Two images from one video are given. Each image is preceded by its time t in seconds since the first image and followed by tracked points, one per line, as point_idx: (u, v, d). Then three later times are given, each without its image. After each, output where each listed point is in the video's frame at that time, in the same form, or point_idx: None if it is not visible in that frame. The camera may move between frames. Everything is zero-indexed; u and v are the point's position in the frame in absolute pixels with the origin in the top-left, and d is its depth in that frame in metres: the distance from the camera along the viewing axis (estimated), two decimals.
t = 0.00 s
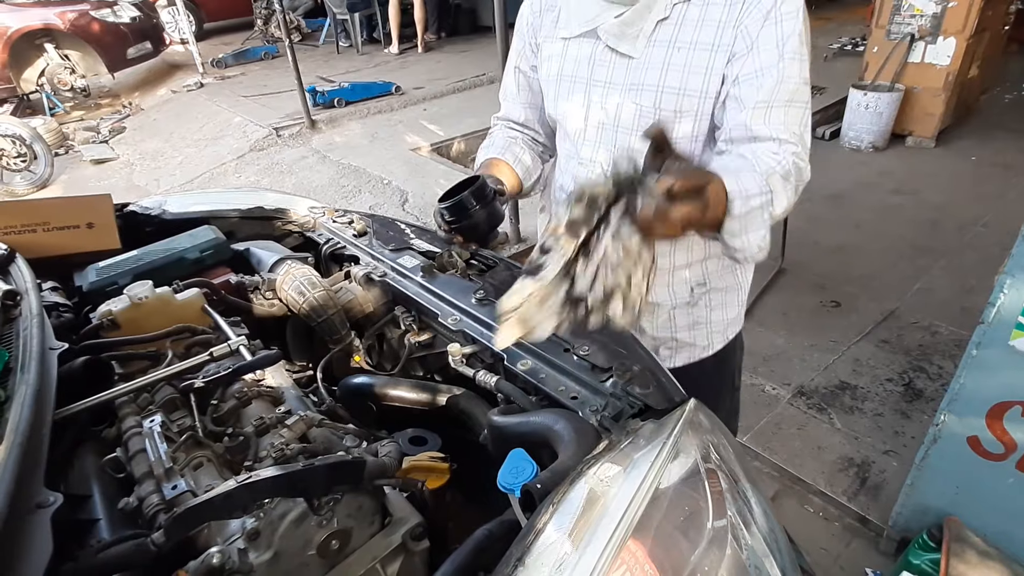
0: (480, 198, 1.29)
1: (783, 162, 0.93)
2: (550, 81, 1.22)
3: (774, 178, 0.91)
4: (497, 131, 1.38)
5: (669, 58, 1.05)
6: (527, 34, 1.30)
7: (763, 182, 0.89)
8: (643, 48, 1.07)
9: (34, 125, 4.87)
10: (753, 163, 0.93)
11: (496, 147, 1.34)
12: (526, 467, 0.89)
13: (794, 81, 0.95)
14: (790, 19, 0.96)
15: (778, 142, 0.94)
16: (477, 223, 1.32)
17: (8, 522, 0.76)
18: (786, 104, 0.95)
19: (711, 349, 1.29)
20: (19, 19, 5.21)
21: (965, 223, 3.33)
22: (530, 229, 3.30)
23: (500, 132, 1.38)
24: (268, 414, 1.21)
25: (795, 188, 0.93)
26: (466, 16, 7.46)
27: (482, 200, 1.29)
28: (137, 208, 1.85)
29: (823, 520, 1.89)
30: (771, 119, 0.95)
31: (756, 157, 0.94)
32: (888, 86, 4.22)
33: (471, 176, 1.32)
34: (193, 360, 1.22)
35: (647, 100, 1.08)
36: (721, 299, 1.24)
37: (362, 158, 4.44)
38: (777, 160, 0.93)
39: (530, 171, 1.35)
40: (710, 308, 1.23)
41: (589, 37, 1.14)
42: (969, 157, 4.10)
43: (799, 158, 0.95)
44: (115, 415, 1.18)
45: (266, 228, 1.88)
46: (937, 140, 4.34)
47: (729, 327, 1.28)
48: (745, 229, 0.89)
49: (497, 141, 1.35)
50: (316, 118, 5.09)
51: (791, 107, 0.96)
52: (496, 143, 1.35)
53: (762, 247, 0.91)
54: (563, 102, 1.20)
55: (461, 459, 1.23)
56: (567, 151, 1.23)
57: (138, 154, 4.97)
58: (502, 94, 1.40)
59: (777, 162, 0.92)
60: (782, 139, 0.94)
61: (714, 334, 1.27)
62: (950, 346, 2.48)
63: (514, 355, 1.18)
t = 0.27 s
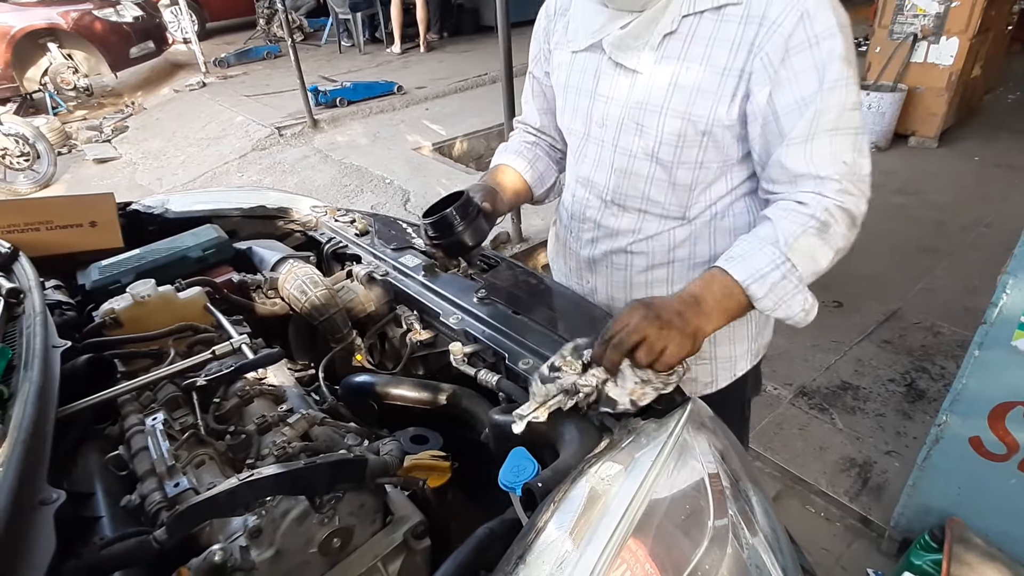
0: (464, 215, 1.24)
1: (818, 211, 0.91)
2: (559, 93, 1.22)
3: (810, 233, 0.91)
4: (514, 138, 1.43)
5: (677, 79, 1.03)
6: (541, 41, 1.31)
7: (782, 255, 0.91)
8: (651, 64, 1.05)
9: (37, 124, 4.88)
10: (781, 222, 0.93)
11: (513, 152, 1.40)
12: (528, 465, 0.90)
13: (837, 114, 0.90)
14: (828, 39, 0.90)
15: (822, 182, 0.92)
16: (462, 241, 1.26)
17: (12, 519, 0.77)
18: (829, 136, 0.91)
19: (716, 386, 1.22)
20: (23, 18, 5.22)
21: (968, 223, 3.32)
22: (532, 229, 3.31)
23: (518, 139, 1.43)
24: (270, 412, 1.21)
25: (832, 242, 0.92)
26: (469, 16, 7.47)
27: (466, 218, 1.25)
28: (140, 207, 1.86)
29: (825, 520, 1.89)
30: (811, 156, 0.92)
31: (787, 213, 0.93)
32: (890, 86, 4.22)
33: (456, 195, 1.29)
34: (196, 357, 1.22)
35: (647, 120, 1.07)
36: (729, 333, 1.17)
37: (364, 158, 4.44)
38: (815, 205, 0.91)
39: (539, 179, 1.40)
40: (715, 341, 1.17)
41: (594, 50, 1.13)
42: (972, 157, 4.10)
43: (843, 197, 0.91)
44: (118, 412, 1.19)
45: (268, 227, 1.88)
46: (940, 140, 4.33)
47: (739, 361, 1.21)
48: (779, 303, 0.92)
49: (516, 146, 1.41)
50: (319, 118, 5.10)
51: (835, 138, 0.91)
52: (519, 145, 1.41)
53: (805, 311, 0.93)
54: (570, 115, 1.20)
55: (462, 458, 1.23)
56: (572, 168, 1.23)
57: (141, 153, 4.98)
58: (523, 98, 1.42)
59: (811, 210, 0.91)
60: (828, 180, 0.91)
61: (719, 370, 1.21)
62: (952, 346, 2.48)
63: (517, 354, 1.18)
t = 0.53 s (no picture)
0: (458, 229, 1.28)
1: (761, 247, 0.80)
2: (571, 104, 1.21)
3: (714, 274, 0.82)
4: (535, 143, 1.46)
5: (672, 97, 0.98)
6: (556, 47, 1.31)
7: (679, 283, 0.83)
8: (652, 80, 1.00)
9: (39, 123, 4.88)
10: (714, 242, 0.84)
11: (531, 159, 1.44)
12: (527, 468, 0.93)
13: (796, 138, 0.79)
14: (816, 49, 0.79)
15: (759, 212, 0.81)
16: (457, 252, 1.31)
17: (15, 516, 0.77)
18: (785, 164, 0.80)
19: (723, 409, 1.17)
20: (25, 17, 5.22)
21: (969, 223, 3.32)
22: (533, 228, 3.31)
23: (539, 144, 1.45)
24: (272, 411, 1.22)
25: (763, 277, 0.81)
26: (470, 16, 7.47)
27: (460, 231, 1.29)
28: (142, 206, 1.86)
29: (825, 520, 1.89)
30: (759, 182, 0.81)
31: (718, 237, 0.84)
32: (892, 86, 4.22)
33: (451, 206, 1.32)
34: (198, 357, 1.22)
35: (647, 140, 1.03)
36: (737, 357, 1.11)
37: (365, 157, 4.45)
38: (741, 240, 0.81)
39: (554, 187, 1.43)
40: (724, 366, 1.12)
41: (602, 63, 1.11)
42: (974, 157, 4.09)
43: (790, 233, 0.81)
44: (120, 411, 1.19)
45: (270, 226, 1.89)
46: (941, 140, 4.33)
47: (750, 386, 1.16)
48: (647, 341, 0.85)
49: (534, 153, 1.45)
50: (320, 117, 5.10)
51: (796, 166, 0.79)
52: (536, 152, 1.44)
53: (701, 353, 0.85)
54: (580, 129, 1.19)
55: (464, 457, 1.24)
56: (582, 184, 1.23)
57: (143, 152, 4.99)
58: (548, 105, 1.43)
59: (741, 241, 0.81)
60: (767, 207, 0.80)
61: (726, 393, 1.15)
62: (954, 347, 2.48)
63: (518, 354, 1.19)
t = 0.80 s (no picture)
0: (456, 228, 1.33)
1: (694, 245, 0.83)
2: (563, 106, 1.20)
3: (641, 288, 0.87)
4: (535, 142, 1.47)
5: (648, 98, 0.98)
6: (550, 47, 1.31)
7: (644, 270, 0.87)
8: (632, 81, 1.00)
9: (42, 121, 4.89)
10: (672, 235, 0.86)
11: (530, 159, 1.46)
12: (531, 462, 0.91)
13: (733, 134, 0.81)
14: (772, 49, 0.80)
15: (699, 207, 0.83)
16: (455, 250, 1.36)
17: (19, 512, 0.77)
18: (724, 158, 0.81)
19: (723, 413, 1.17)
20: (28, 16, 5.23)
21: (973, 224, 3.31)
22: (535, 227, 3.31)
23: (536, 143, 1.46)
24: (275, 408, 1.22)
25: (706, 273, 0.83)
26: (473, 15, 7.47)
27: (457, 229, 1.33)
28: (145, 205, 1.86)
29: (827, 520, 1.89)
30: (699, 178, 0.84)
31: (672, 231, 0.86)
32: (895, 86, 4.21)
33: (449, 204, 1.36)
34: (201, 354, 1.23)
35: (624, 142, 1.03)
36: (734, 369, 1.12)
37: (368, 156, 4.45)
38: (670, 241, 0.85)
39: (552, 180, 1.46)
40: (721, 370, 1.12)
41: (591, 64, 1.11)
42: (977, 157, 4.08)
43: (729, 234, 0.82)
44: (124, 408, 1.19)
45: (272, 225, 1.89)
46: (945, 140, 4.32)
47: (749, 390, 1.15)
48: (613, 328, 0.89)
49: (532, 152, 1.46)
50: (323, 116, 5.10)
51: (734, 161, 0.81)
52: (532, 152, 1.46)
53: (645, 345, 0.88)
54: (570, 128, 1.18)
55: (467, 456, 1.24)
56: (572, 186, 1.22)
57: (145, 150, 5.00)
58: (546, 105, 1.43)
59: (691, 238, 0.83)
60: (697, 202, 0.83)
61: (725, 399, 1.15)
62: (957, 347, 2.47)
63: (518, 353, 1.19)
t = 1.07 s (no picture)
0: (441, 221, 1.31)
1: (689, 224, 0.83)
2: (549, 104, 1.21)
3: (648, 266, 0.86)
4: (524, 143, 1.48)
5: (629, 89, 0.99)
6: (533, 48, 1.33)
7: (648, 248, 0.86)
8: (613, 74, 1.00)
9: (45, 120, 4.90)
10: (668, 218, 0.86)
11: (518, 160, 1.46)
12: (532, 461, 0.90)
13: (719, 114, 0.81)
14: (747, 30, 0.81)
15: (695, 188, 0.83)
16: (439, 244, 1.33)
17: (22, 509, 0.78)
18: (713, 138, 0.82)
19: (722, 406, 1.17)
20: (31, 14, 5.24)
21: (975, 224, 3.31)
22: (537, 227, 3.31)
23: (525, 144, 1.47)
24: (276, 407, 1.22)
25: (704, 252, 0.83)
26: (475, 14, 7.46)
27: (445, 223, 1.32)
28: (148, 203, 1.87)
29: (828, 520, 1.89)
30: (691, 160, 0.85)
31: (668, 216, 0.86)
32: (898, 86, 4.20)
33: (437, 199, 1.35)
34: (203, 353, 1.23)
35: (610, 136, 1.03)
36: (733, 359, 1.11)
37: (369, 155, 4.45)
38: (671, 222, 0.85)
39: (537, 182, 1.46)
40: (721, 363, 1.11)
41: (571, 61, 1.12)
42: (980, 157, 4.08)
43: (725, 209, 0.82)
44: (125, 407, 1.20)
45: (274, 224, 1.89)
46: (947, 140, 4.32)
47: (748, 381, 1.15)
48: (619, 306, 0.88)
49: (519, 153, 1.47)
50: (325, 115, 5.11)
51: (722, 140, 0.81)
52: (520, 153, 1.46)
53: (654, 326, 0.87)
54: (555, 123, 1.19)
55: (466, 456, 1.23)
56: (563, 183, 1.21)
57: (148, 149, 5.01)
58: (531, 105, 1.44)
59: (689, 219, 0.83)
60: (693, 183, 0.83)
61: (727, 391, 1.15)
62: (959, 347, 2.47)
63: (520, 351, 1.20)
